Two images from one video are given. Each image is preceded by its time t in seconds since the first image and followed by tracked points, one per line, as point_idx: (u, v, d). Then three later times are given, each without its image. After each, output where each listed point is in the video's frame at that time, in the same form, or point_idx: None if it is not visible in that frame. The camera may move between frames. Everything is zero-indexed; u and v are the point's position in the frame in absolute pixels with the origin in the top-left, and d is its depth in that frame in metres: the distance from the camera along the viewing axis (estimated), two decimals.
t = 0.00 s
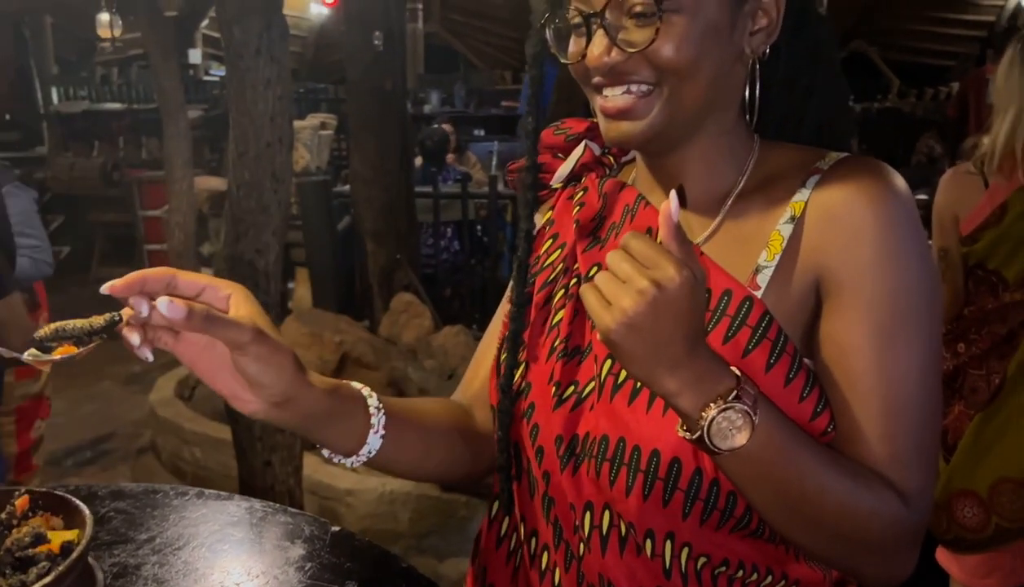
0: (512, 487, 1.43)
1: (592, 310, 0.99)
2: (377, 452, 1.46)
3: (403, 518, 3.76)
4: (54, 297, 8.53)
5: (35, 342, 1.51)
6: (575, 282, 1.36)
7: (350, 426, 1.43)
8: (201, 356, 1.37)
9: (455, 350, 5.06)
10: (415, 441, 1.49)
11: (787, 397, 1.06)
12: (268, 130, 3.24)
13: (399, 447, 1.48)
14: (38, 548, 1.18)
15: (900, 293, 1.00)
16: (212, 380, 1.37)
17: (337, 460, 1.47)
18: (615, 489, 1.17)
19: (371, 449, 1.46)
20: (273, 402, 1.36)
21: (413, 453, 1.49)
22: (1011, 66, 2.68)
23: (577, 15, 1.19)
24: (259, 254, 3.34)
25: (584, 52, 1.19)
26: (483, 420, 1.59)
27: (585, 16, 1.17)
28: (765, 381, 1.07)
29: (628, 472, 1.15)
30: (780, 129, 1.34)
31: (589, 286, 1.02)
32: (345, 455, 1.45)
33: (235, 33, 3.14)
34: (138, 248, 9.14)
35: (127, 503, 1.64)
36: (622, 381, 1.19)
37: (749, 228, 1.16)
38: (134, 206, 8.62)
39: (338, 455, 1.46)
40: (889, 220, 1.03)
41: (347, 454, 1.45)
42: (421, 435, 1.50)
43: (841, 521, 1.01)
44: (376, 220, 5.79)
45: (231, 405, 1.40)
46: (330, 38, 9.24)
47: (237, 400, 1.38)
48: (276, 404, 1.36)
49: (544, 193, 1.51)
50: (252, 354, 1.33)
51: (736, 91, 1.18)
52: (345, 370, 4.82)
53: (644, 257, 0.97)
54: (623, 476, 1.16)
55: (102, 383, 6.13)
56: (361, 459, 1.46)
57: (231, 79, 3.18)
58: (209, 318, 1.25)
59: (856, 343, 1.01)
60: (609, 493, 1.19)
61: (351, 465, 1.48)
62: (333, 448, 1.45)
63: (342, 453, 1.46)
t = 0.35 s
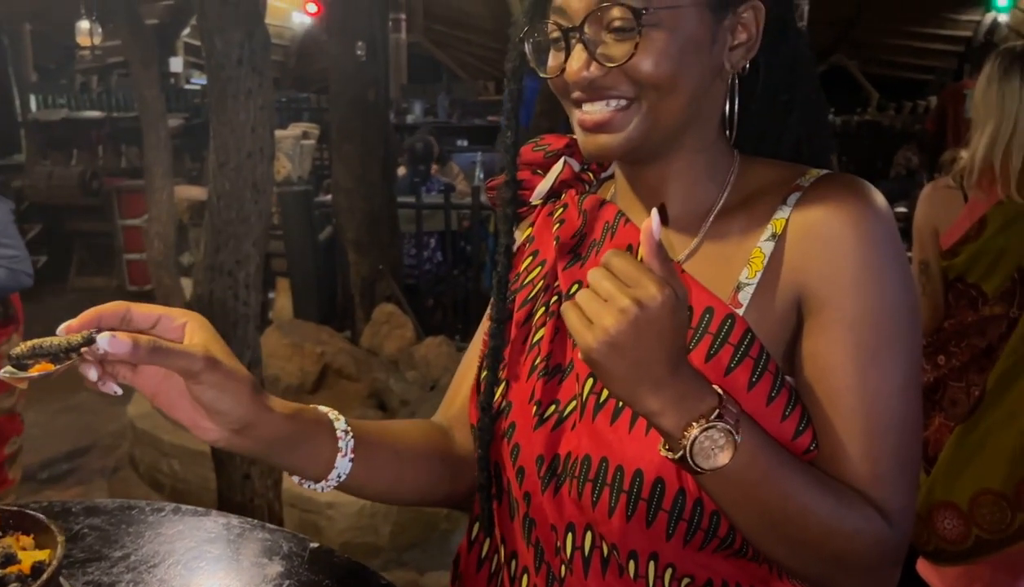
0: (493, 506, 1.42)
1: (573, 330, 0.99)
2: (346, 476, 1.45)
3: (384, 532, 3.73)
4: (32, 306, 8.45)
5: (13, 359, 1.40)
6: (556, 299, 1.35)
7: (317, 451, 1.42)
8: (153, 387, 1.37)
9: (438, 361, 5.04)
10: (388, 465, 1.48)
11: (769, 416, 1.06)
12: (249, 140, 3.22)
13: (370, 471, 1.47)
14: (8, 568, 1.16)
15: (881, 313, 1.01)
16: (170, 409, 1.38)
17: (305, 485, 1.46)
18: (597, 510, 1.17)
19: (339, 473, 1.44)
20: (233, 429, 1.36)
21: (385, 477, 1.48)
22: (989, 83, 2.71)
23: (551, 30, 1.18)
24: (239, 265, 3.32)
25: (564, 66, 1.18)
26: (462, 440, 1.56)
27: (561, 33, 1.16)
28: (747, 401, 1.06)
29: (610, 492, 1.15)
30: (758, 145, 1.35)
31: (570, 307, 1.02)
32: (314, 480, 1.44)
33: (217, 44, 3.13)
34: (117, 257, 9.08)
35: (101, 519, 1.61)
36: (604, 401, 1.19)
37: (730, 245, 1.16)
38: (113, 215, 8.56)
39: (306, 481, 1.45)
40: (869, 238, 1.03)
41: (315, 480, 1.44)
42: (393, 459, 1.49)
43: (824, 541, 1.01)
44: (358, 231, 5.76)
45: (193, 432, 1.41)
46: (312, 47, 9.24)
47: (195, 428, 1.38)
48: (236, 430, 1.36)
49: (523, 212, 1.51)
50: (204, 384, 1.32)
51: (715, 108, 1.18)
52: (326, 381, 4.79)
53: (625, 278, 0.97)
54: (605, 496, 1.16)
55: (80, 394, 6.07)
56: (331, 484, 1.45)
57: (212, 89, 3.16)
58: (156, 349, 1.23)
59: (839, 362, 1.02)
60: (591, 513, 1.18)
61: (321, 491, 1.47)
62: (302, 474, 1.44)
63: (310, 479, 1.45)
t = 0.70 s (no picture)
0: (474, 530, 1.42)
1: (550, 354, 0.99)
2: (319, 508, 1.44)
3: (366, 552, 3.70)
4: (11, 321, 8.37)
5: None
6: (538, 322, 1.35)
7: (287, 484, 1.41)
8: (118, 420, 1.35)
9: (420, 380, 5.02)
10: (365, 493, 1.47)
11: (752, 442, 1.06)
12: (231, 157, 3.21)
13: (346, 501, 1.45)
14: None
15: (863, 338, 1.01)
16: (133, 443, 1.35)
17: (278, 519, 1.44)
18: (579, 538, 1.16)
19: (312, 506, 1.43)
20: (199, 463, 1.34)
21: (361, 507, 1.46)
22: (970, 105, 2.72)
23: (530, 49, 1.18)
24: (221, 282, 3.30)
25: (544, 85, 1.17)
26: (442, 466, 1.55)
27: (541, 54, 1.16)
28: (729, 426, 1.06)
29: (591, 520, 1.14)
30: (741, 167, 1.35)
31: (548, 331, 1.01)
32: (286, 513, 1.43)
33: (200, 61, 3.11)
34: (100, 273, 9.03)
35: (74, 543, 1.58)
36: (585, 428, 1.18)
37: (712, 268, 1.16)
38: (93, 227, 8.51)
39: (278, 514, 1.43)
40: (852, 262, 1.03)
41: (287, 512, 1.43)
42: (369, 487, 1.47)
43: (807, 570, 1.00)
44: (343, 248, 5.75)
45: (157, 467, 1.39)
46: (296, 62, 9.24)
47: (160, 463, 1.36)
48: (201, 465, 1.34)
49: (505, 234, 1.51)
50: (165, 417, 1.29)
51: (696, 128, 1.18)
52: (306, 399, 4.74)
53: (602, 305, 0.96)
54: (586, 525, 1.15)
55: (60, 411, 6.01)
56: (303, 516, 1.43)
57: (195, 106, 3.14)
58: (115, 378, 1.20)
59: (823, 387, 1.01)
60: (572, 542, 1.17)
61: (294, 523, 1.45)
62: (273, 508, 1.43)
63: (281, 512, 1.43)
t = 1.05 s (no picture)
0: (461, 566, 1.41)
1: (535, 391, 0.98)
2: (302, 543, 1.42)
3: (355, 581, 3.65)
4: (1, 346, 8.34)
5: None
6: (525, 356, 1.35)
7: (270, 519, 1.39)
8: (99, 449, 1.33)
9: (412, 405, 5.01)
10: (349, 529, 1.45)
11: (740, 479, 1.06)
12: (223, 183, 3.22)
13: (329, 538, 1.43)
14: None
15: (851, 372, 1.01)
16: (115, 474, 1.33)
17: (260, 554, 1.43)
18: (566, 578, 1.15)
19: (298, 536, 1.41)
20: (181, 495, 1.32)
21: (346, 542, 1.45)
22: (956, 135, 2.71)
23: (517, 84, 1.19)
24: (210, 308, 3.29)
25: (530, 119, 1.18)
26: (427, 501, 1.54)
27: (527, 89, 1.17)
28: (716, 463, 1.06)
29: (579, 559, 1.13)
30: (727, 202, 1.36)
31: (532, 367, 1.01)
32: (270, 549, 1.41)
33: (193, 88, 3.12)
34: (88, 297, 9.01)
35: (58, 579, 1.56)
36: (572, 466, 1.18)
37: (698, 303, 1.16)
38: (84, 254, 8.49)
39: (261, 550, 1.41)
40: (840, 297, 1.04)
41: (270, 548, 1.41)
42: (354, 523, 1.46)
43: None
44: (333, 273, 5.76)
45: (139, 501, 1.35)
46: (290, 89, 9.33)
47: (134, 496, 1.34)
48: (184, 497, 1.32)
49: (492, 266, 1.51)
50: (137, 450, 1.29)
51: (682, 162, 1.19)
52: (296, 425, 4.71)
53: (587, 342, 0.96)
54: (574, 563, 1.14)
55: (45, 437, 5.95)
56: (287, 552, 1.42)
57: (187, 132, 3.14)
58: (99, 402, 1.23)
59: (810, 422, 1.02)
60: (560, 582, 1.16)
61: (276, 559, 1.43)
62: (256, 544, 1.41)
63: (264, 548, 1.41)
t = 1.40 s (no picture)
0: None
1: (528, 439, 0.99)
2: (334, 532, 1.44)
3: None
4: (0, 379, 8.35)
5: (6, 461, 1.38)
6: (515, 398, 1.36)
7: (300, 505, 1.42)
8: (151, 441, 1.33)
9: (410, 438, 4.99)
10: (347, 566, 1.45)
11: (731, 520, 1.06)
12: (223, 220, 3.25)
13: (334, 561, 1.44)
14: None
15: (837, 412, 1.03)
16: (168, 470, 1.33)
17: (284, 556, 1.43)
18: None
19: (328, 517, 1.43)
20: (229, 468, 1.37)
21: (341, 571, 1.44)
22: (950, 169, 2.76)
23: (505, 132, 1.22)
24: (209, 343, 3.29)
25: (518, 165, 1.21)
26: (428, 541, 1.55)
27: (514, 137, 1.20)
28: (707, 505, 1.06)
29: None
30: (713, 245, 1.38)
31: (526, 415, 1.03)
32: (298, 546, 1.41)
33: (194, 127, 3.15)
34: (87, 330, 9.02)
35: None
36: (564, 509, 1.19)
37: (686, 347, 1.17)
38: (85, 286, 8.52)
39: (293, 549, 1.41)
40: (826, 338, 1.06)
41: (295, 545, 1.41)
42: (367, 550, 1.45)
43: None
44: (332, 306, 5.77)
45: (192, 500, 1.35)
46: (291, 122, 9.43)
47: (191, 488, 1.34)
48: (233, 469, 1.37)
49: (485, 305, 1.55)
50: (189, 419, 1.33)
51: (668, 207, 1.21)
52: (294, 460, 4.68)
53: (582, 390, 0.98)
54: None
55: (42, 472, 5.93)
56: (318, 545, 1.42)
57: (187, 171, 3.17)
58: (150, 379, 1.29)
59: (798, 462, 1.03)
60: None
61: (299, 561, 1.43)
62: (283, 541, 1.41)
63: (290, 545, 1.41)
